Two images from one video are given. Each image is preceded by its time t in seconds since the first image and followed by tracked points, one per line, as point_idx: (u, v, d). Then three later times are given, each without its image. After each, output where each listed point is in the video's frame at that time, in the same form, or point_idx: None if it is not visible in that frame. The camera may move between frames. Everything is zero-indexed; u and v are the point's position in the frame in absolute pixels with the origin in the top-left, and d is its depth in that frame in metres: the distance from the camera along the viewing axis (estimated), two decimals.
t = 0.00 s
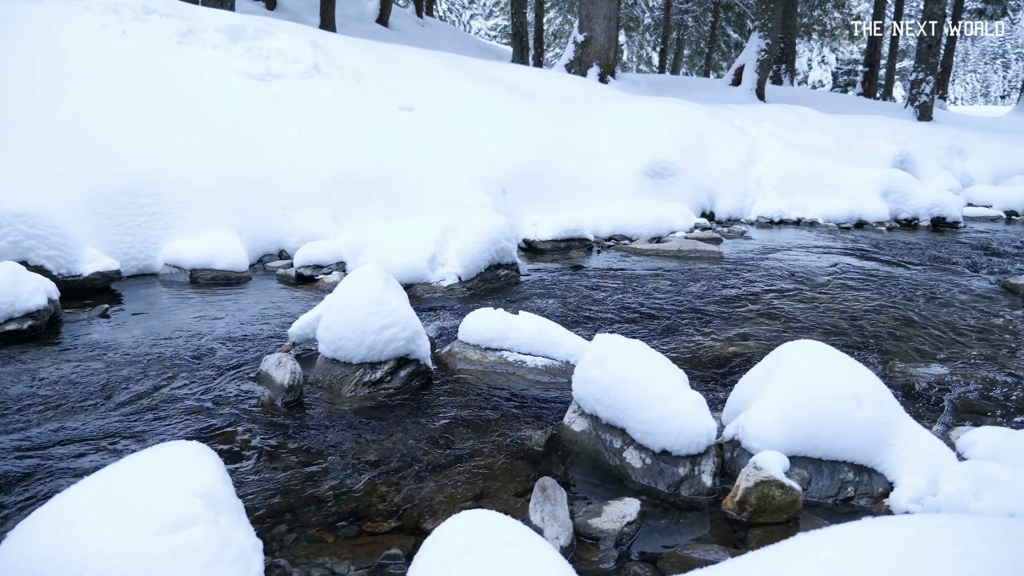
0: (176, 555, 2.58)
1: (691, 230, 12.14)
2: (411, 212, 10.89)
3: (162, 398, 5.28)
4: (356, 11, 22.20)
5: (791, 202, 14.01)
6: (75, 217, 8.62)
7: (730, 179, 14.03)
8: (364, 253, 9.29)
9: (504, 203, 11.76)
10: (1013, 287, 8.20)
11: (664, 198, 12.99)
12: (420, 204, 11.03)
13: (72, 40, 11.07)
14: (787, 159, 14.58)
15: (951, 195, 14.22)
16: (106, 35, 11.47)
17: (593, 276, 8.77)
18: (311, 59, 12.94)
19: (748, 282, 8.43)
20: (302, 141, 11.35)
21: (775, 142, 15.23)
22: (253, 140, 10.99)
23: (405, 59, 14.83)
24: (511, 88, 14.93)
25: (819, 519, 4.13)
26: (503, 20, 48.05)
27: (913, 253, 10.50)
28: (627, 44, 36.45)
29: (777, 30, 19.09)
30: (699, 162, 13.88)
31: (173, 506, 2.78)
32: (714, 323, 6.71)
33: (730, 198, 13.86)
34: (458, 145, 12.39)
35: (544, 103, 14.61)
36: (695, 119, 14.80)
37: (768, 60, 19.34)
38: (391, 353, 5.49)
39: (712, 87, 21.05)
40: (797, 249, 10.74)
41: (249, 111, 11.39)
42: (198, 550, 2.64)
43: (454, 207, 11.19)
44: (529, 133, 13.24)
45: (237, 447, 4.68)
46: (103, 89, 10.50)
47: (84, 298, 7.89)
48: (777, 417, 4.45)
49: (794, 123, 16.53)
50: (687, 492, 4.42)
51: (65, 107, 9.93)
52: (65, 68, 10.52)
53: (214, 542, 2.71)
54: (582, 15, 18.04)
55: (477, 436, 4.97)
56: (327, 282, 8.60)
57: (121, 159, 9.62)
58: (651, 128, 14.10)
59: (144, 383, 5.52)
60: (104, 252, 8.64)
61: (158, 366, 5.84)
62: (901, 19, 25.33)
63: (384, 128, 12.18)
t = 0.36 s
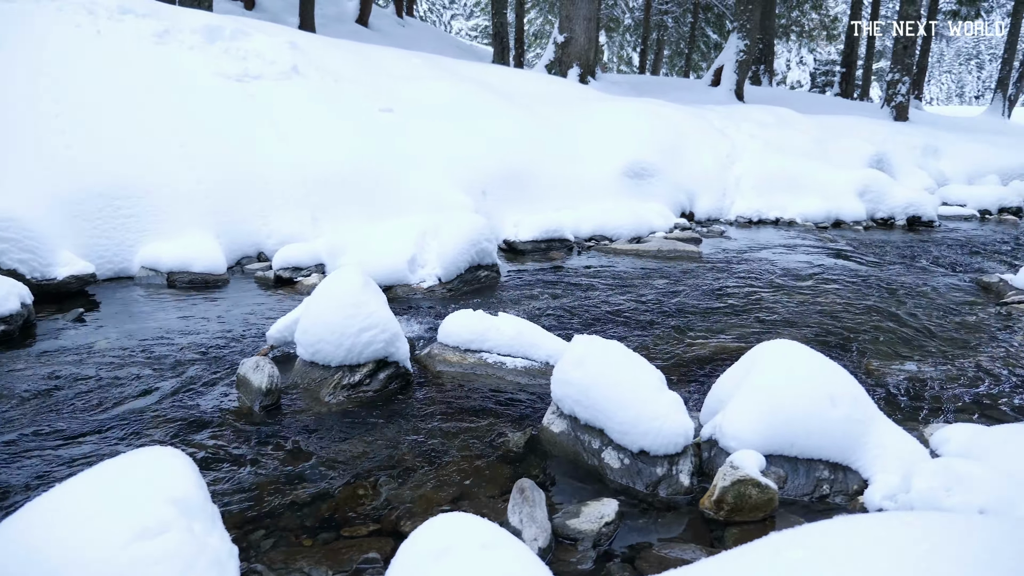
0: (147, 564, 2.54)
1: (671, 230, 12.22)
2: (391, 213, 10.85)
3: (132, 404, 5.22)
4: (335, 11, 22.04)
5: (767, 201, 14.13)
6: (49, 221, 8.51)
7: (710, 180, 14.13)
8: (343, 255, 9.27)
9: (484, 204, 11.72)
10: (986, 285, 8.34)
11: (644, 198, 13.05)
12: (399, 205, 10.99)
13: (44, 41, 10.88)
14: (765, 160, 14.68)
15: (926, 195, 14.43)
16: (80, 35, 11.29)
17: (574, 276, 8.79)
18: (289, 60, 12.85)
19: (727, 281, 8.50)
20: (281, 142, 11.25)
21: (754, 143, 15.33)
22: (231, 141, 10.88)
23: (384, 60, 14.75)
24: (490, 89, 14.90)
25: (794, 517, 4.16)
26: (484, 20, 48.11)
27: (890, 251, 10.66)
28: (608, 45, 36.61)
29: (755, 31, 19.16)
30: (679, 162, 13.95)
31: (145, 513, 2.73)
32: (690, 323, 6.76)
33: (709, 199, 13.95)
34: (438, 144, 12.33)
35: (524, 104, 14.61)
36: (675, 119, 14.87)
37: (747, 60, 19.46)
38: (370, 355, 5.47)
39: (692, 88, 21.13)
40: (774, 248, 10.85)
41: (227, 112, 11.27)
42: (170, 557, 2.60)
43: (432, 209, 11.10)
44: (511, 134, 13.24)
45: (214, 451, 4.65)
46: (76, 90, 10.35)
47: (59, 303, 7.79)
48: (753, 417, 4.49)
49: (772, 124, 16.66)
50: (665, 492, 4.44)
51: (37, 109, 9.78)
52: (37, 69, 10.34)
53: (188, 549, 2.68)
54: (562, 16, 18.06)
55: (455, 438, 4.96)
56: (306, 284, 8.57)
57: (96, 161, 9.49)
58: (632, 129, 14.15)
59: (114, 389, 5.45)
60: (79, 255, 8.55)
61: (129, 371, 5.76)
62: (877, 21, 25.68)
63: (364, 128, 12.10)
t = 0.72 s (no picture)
0: (121, 568, 2.51)
1: (651, 229, 12.29)
2: (371, 214, 10.81)
3: (106, 407, 5.16)
4: (315, 11, 21.88)
5: (745, 201, 14.25)
6: (22, 223, 8.37)
7: (690, 180, 14.22)
8: (323, 256, 9.25)
9: (464, 205, 11.70)
10: (959, 282, 8.51)
11: (625, 198, 13.10)
12: (379, 205, 10.95)
13: (16, 40, 10.68)
14: (745, 160, 14.79)
15: (901, 194, 14.64)
16: (53, 34, 11.09)
17: (554, 276, 8.82)
18: (267, 60, 12.71)
19: (706, 280, 8.56)
20: (261, 142, 11.14)
21: (731, 143, 15.39)
22: (210, 141, 10.76)
23: (364, 60, 14.66)
24: (470, 89, 14.85)
25: (772, 514, 4.19)
26: (466, 21, 48.22)
27: (867, 250, 10.82)
28: (589, 45, 36.79)
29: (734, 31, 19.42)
30: (659, 162, 14.01)
31: (119, 517, 2.71)
32: (667, 322, 6.79)
33: (689, 199, 14.03)
34: (418, 144, 12.29)
35: (504, 104, 14.60)
36: (655, 120, 14.95)
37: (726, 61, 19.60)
38: (349, 357, 5.44)
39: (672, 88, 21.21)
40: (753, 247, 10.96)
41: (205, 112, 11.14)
42: (145, 561, 2.57)
43: (406, 209, 11.04)
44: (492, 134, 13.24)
45: (190, 455, 4.60)
46: (50, 90, 10.18)
47: (32, 306, 7.68)
48: (730, 415, 4.51)
49: (751, 124, 16.78)
50: (644, 491, 4.46)
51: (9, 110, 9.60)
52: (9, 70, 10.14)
53: (163, 554, 2.66)
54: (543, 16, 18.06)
55: (434, 439, 4.95)
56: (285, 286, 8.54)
57: (70, 162, 9.35)
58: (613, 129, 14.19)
59: (87, 392, 5.38)
60: (54, 258, 8.44)
61: (103, 373, 5.70)
62: (853, 22, 26.04)
63: (345, 129, 12.02)
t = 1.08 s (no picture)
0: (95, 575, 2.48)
1: (633, 229, 12.39)
2: (353, 214, 10.78)
3: (84, 410, 5.11)
4: (297, 11, 21.76)
5: (727, 200, 14.36)
6: None
7: (672, 180, 14.29)
8: (304, 257, 9.22)
9: (446, 205, 11.68)
10: (937, 280, 8.64)
11: (607, 198, 13.14)
12: (362, 206, 10.92)
13: None
14: (726, 159, 14.88)
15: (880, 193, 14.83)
16: (28, 34, 10.92)
17: (537, 276, 8.83)
18: (247, 60, 12.59)
19: (687, 278, 8.60)
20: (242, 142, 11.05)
21: (713, 143, 15.48)
22: (190, 142, 10.66)
23: (345, 60, 14.58)
24: (452, 90, 14.83)
25: (752, 511, 4.22)
26: (449, 21, 48.19)
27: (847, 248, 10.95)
28: (572, 46, 36.96)
29: (715, 32, 19.61)
30: (642, 162, 14.07)
31: (89, 522, 2.66)
32: (648, 321, 6.82)
33: (671, 199, 14.10)
34: (400, 144, 12.24)
35: (487, 104, 14.58)
36: (638, 120, 15.00)
37: (708, 62, 19.72)
38: (330, 358, 5.42)
39: (653, 89, 21.31)
40: (735, 246, 11.06)
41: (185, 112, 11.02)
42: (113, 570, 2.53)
43: (393, 211, 11.02)
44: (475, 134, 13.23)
45: (169, 458, 4.55)
46: (25, 91, 10.04)
47: (8, 309, 7.57)
48: (711, 414, 4.54)
49: (732, 124, 16.88)
50: (625, 489, 4.47)
51: None
52: None
53: (138, 560, 2.63)
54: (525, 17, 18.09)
55: (415, 440, 4.93)
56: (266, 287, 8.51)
57: (46, 163, 9.22)
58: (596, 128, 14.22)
59: (64, 395, 5.32)
60: (30, 260, 8.35)
61: (81, 376, 5.64)
62: (832, 23, 26.29)
63: (327, 129, 11.96)
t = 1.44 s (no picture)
0: None
1: (615, 229, 12.49)
2: (335, 215, 10.74)
3: (59, 413, 5.04)
4: (279, 11, 21.60)
5: (709, 200, 14.45)
6: None
7: (655, 180, 14.36)
8: (285, 258, 9.18)
9: (429, 205, 11.66)
10: (915, 279, 8.77)
11: (589, 198, 13.19)
12: (344, 207, 10.88)
13: None
14: (709, 159, 14.97)
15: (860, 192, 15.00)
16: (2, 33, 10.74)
17: (519, 276, 8.84)
18: (227, 60, 12.47)
19: (669, 278, 8.65)
20: (223, 143, 10.95)
21: (696, 142, 15.54)
22: (169, 142, 10.54)
23: (326, 60, 14.50)
24: (434, 90, 14.78)
25: (732, 509, 4.25)
26: (432, 20, 48.37)
27: (828, 247, 11.07)
28: (554, 46, 37.01)
29: (697, 33, 19.72)
30: (625, 162, 14.13)
31: (64, 528, 2.64)
32: (628, 321, 6.86)
33: (653, 199, 14.17)
34: (382, 145, 12.19)
35: (469, 104, 14.55)
36: (621, 120, 15.05)
37: (689, 62, 19.83)
38: (311, 360, 5.39)
39: (636, 89, 21.39)
40: (717, 245, 11.14)
41: (163, 112, 10.89)
42: (93, 573, 2.51)
43: (376, 212, 10.99)
44: (458, 134, 13.21)
45: (147, 462, 4.50)
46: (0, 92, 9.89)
47: None
48: (691, 413, 4.56)
49: (713, 124, 16.98)
50: (607, 489, 4.48)
51: None
52: None
53: (115, 565, 2.60)
54: (507, 17, 18.09)
55: (396, 441, 4.92)
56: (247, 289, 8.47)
57: (22, 165, 9.09)
58: (580, 129, 14.25)
59: (38, 398, 5.24)
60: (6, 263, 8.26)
61: (56, 379, 5.57)
62: (812, 24, 26.54)
63: (309, 129, 11.89)
